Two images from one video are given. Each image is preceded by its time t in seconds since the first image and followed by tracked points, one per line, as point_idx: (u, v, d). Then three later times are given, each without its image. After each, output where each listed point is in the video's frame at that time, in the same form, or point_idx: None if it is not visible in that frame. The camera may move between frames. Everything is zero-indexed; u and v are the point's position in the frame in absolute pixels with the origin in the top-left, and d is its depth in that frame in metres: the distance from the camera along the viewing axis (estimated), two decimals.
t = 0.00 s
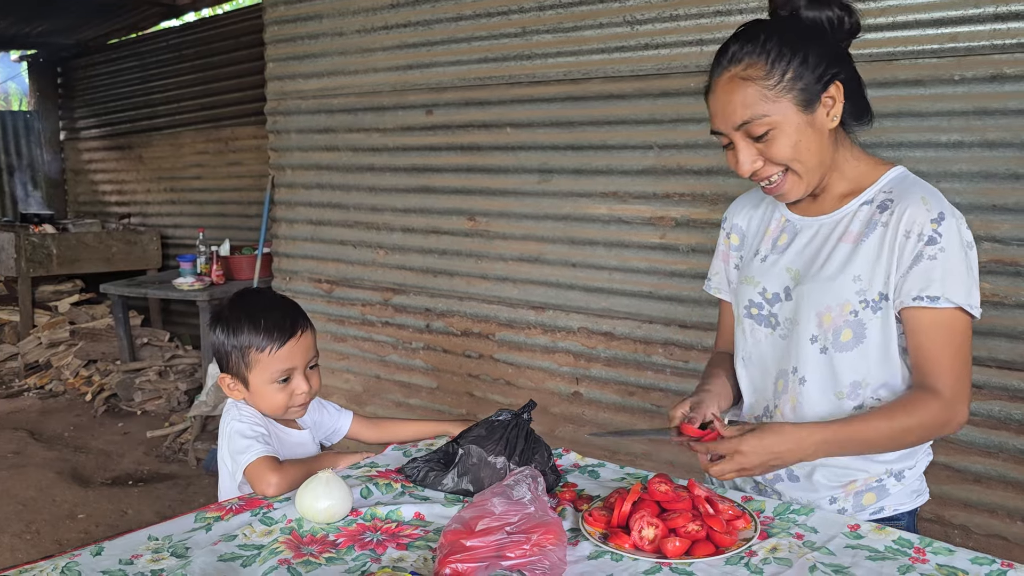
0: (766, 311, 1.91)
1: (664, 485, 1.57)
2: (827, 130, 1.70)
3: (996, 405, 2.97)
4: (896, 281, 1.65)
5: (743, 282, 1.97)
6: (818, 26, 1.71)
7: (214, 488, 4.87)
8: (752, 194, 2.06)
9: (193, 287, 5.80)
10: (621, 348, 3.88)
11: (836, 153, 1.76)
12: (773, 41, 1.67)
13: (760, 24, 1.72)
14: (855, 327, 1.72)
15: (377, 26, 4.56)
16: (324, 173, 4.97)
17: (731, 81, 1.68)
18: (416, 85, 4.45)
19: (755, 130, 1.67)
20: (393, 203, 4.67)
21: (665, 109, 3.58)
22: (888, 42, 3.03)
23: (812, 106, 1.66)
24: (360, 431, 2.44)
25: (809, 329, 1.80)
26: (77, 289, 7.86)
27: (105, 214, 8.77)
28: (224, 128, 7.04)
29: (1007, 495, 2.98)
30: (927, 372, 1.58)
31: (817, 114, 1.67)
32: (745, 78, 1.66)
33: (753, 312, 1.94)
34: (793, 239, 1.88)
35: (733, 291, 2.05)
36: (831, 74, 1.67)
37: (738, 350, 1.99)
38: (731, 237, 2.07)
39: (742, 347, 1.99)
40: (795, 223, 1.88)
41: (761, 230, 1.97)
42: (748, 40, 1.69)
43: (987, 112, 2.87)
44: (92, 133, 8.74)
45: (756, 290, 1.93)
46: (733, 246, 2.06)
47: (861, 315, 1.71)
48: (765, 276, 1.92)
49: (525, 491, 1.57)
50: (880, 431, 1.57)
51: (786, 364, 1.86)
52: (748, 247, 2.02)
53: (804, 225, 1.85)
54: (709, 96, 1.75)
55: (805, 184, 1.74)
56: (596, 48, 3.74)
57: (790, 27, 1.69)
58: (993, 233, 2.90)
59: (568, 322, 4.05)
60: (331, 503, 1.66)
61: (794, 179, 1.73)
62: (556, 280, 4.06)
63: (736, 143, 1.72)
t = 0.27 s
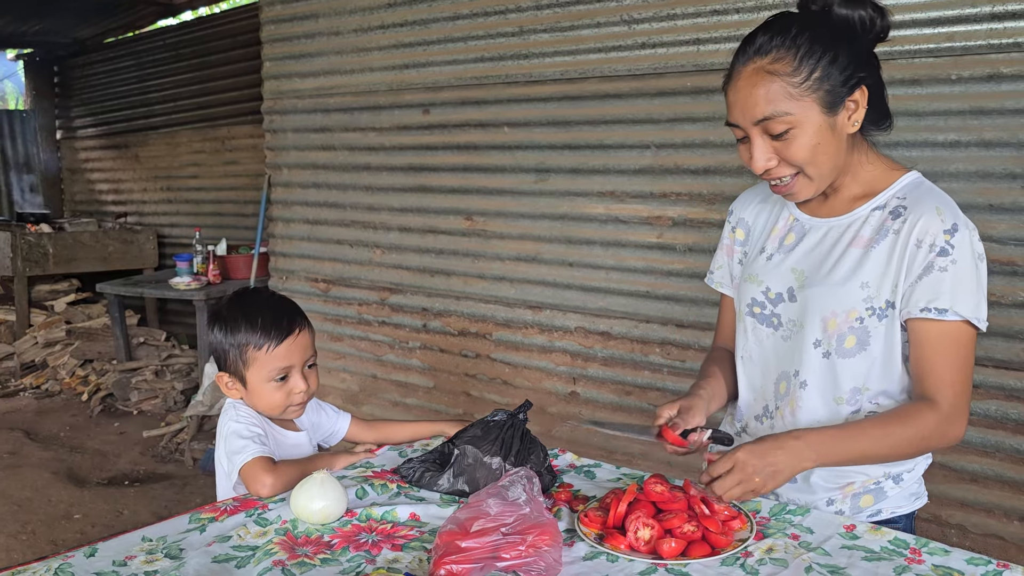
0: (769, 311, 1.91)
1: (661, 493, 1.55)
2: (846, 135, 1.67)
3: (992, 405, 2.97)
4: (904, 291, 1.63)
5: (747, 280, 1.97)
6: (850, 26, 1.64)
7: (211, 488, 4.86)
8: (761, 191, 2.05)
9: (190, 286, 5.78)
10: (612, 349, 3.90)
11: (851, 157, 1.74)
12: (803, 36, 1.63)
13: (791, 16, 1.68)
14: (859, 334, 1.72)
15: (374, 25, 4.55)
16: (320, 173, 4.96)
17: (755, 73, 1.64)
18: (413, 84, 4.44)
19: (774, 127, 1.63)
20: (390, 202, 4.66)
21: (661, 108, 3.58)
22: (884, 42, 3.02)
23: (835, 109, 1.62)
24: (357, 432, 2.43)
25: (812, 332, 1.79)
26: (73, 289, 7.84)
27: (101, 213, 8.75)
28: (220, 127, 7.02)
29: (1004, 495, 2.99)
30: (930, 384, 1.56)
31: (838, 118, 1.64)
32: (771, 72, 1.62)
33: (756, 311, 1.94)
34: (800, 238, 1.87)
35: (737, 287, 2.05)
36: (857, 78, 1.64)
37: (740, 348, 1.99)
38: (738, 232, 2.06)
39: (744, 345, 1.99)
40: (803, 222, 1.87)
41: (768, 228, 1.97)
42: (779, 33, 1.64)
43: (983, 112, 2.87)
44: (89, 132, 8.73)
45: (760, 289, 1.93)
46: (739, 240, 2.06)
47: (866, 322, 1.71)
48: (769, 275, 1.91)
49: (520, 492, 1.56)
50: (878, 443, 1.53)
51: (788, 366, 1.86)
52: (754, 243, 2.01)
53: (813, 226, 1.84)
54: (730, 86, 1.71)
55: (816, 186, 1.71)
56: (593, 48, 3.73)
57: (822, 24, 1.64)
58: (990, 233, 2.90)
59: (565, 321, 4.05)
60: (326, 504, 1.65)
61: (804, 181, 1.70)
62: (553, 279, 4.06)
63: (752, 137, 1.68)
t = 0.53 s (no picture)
0: (771, 310, 1.90)
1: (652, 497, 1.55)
2: (858, 135, 1.67)
3: (990, 403, 2.97)
4: (910, 297, 1.62)
5: (751, 277, 1.96)
6: (875, 25, 1.62)
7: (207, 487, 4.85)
8: (767, 186, 2.04)
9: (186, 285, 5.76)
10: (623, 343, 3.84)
11: (861, 158, 1.73)
12: (827, 30, 1.61)
13: (818, 7, 1.66)
14: (862, 339, 1.71)
15: (370, 23, 4.53)
16: (317, 171, 4.95)
17: (774, 62, 1.62)
18: (410, 82, 4.43)
19: (787, 121, 1.62)
20: (386, 200, 4.65)
21: (659, 106, 3.57)
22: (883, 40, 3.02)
23: (850, 108, 1.61)
24: (353, 431, 2.42)
25: (814, 334, 1.79)
26: (69, 287, 7.81)
27: (97, 212, 8.73)
28: (217, 126, 7.00)
29: (1001, 493, 2.98)
30: (923, 394, 1.55)
31: (853, 118, 1.63)
32: (790, 63, 1.60)
33: (757, 309, 1.93)
34: (806, 238, 1.86)
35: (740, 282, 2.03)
36: (877, 79, 1.63)
37: (739, 345, 1.98)
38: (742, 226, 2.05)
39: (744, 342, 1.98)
40: (810, 222, 1.86)
41: (773, 226, 1.95)
42: (803, 24, 1.63)
43: (981, 109, 2.86)
44: (85, 130, 8.70)
45: (762, 287, 1.92)
46: (743, 235, 2.04)
47: (869, 327, 1.70)
48: (773, 273, 1.90)
49: (517, 490, 1.55)
50: (869, 455, 1.52)
51: (787, 367, 1.85)
52: (758, 239, 2.00)
53: (820, 225, 1.83)
54: (746, 74, 1.69)
55: (823, 185, 1.70)
56: (590, 45, 3.72)
57: (847, 19, 1.62)
58: (988, 231, 2.90)
59: (562, 320, 4.04)
60: (321, 503, 1.64)
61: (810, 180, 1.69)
62: (551, 278, 4.05)
63: (763, 128, 1.66)
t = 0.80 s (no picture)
0: (767, 309, 1.89)
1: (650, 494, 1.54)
2: (863, 139, 1.64)
3: (987, 401, 2.97)
4: (908, 305, 1.61)
5: (749, 274, 1.95)
6: (887, 23, 1.63)
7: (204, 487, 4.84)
8: (768, 180, 2.02)
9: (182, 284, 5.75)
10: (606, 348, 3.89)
11: (864, 161, 1.70)
12: (835, 30, 1.58)
13: (827, 5, 1.63)
14: (857, 343, 1.70)
15: (367, 21, 4.52)
16: (313, 169, 4.93)
17: (779, 63, 1.59)
18: (406, 81, 4.42)
19: (790, 124, 1.59)
20: (383, 198, 4.64)
21: (656, 104, 3.57)
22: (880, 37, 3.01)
23: (856, 112, 1.59)
24: (350, 431, 2.42)
25: (809, 337, 1.78)
26: (65, 286, 7.79)
27: (93, 210, 8.71)
28: (213, 124, 6.99)
29: (998, 491, 2.98)
30: (920, 402, 1.54)
31: (858, 122, 1.60)
32: (795, 64, 1.57)
33: (755, 307, 1.92)
34: (806, 238, 1.84)
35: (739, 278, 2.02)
36: (885, 82, 1.60)
37: (736, 341, 1.97)
38: (742, 220, 2.03)
39: (740, 339, 1.97)
40: (811, 221, 1.84)
41: (773, 223, 1.94)
42: (811, 22, 1.60)
43: (978, 108, 2.86)
44: (81, 129, 8.68)
45: (760, 285, 1.91)
46: (743, 230, 2.02)
47: (865, 332, 1.69)
48: (771, 272, 1.89)
49: (515, 489, 1.54)
50: (865, 463, 1.51)
51: (782, 367, 1.85)
52: (756, 235, 1.98)
53: (820, 226, 1.82)
54: (750, 73, 1.66)
55: (824, 188, 1.67)
56: (587, 43, 3.72)
57: (858, 17, 1.59)
58: (986, 229, 2.89)
59: (559, 318, 4.03)
60: (318, 503, 1.63)
61: (811, 184, 1.66)
62: (548, 276, 4.05)
63: (766, 130, 1.64)
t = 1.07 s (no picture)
0: (757, 306, 1.88)
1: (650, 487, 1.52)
2: (852, 142, 1.64)
3: (986, 399, 2.96)
4: (901, 303, 1.61)
5: (738, 272, 1.93)
6: (878, 24, 1.60)
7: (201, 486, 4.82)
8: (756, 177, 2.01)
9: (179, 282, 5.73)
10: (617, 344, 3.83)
11: (852, 161, 1.70)
12: (827, 33, 1.57)
13: (819, 5, 1.61)
14: (848, 340, 1.70)
15: (364, 19, 4.51)
16: (310, 167, 4.92)
17: (770, 67, 1.58)
18: (404, 78, 4.40)
19: (780, 128, 1.58)
20: (380, 196, 4.62)
21: (654, 102, 3.55)
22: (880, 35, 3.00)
23: (845, 117, 1.58)
24: (348, 430, 2.41)
25: (800, 334, 1.78)
26: (62, 285, 7.77)
27: (90, 209, 8.68)
28: (210, 122, 6.96)
29: (998, 489, 2.97)
30: (917, 395, 1.56)
31: (847, 126, 1.60)
32: (786, 69, 1.56)
33: (744, 304, 1.91)
34: (795, 235, 1.84)
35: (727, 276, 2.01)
36: (875, 86, 1.59)
37: (726, 338, 1.97)
38: (730, 218, 2.02)
39: (730, 336, 1.96)
40: (799, 219, 1.84)
41: (761, 221, 1.93)
42: (803, 25, 1.58)
43: (978, 105, 2.85)
44: (78, 127, 8.65)
45: (749, 282, 1.90)
46: (731, 227, 2.01)
47: (855, 329, 1.69)
48: (761, 269, 1.88)
49: (515, 489, 1.53)
50: (869, 457, 1.53)
51: (772, 365, 1.84)
52: (745, 233, 1.97)
53: (809, 223, 1.81)
54: (741, 74, 1.65)
55: (812, 190, 1.68)
56: (585, 41, 3.70)
57: (849, 21, 1.58)
58: (985, 227, 2.88)
59: (558, 317, 4.02)
60: (317, 502, 1.62)
61: (799, 185, 1.66)
62: (546, 274, 4.04)
63: (754, 132, 1.63)
